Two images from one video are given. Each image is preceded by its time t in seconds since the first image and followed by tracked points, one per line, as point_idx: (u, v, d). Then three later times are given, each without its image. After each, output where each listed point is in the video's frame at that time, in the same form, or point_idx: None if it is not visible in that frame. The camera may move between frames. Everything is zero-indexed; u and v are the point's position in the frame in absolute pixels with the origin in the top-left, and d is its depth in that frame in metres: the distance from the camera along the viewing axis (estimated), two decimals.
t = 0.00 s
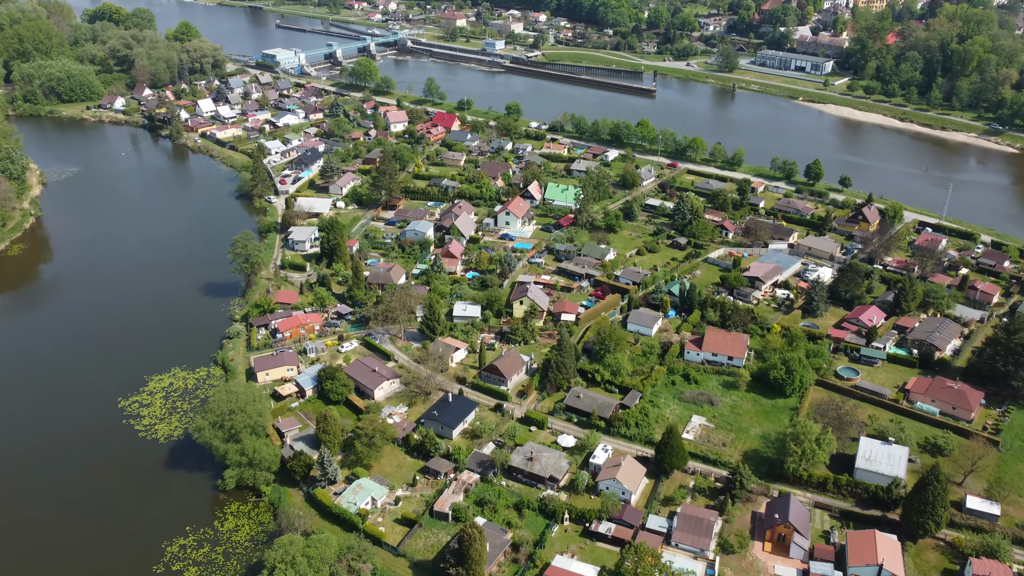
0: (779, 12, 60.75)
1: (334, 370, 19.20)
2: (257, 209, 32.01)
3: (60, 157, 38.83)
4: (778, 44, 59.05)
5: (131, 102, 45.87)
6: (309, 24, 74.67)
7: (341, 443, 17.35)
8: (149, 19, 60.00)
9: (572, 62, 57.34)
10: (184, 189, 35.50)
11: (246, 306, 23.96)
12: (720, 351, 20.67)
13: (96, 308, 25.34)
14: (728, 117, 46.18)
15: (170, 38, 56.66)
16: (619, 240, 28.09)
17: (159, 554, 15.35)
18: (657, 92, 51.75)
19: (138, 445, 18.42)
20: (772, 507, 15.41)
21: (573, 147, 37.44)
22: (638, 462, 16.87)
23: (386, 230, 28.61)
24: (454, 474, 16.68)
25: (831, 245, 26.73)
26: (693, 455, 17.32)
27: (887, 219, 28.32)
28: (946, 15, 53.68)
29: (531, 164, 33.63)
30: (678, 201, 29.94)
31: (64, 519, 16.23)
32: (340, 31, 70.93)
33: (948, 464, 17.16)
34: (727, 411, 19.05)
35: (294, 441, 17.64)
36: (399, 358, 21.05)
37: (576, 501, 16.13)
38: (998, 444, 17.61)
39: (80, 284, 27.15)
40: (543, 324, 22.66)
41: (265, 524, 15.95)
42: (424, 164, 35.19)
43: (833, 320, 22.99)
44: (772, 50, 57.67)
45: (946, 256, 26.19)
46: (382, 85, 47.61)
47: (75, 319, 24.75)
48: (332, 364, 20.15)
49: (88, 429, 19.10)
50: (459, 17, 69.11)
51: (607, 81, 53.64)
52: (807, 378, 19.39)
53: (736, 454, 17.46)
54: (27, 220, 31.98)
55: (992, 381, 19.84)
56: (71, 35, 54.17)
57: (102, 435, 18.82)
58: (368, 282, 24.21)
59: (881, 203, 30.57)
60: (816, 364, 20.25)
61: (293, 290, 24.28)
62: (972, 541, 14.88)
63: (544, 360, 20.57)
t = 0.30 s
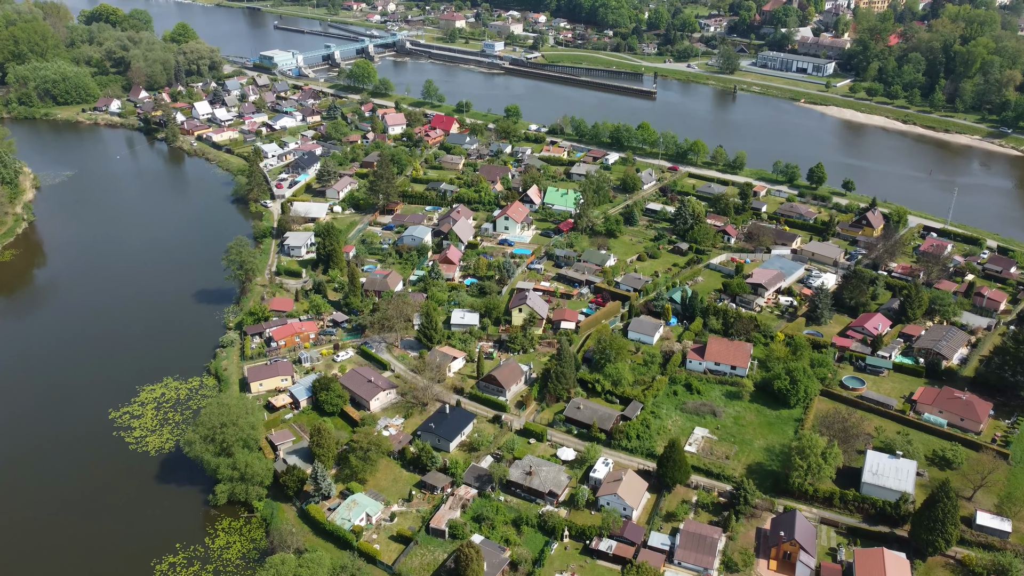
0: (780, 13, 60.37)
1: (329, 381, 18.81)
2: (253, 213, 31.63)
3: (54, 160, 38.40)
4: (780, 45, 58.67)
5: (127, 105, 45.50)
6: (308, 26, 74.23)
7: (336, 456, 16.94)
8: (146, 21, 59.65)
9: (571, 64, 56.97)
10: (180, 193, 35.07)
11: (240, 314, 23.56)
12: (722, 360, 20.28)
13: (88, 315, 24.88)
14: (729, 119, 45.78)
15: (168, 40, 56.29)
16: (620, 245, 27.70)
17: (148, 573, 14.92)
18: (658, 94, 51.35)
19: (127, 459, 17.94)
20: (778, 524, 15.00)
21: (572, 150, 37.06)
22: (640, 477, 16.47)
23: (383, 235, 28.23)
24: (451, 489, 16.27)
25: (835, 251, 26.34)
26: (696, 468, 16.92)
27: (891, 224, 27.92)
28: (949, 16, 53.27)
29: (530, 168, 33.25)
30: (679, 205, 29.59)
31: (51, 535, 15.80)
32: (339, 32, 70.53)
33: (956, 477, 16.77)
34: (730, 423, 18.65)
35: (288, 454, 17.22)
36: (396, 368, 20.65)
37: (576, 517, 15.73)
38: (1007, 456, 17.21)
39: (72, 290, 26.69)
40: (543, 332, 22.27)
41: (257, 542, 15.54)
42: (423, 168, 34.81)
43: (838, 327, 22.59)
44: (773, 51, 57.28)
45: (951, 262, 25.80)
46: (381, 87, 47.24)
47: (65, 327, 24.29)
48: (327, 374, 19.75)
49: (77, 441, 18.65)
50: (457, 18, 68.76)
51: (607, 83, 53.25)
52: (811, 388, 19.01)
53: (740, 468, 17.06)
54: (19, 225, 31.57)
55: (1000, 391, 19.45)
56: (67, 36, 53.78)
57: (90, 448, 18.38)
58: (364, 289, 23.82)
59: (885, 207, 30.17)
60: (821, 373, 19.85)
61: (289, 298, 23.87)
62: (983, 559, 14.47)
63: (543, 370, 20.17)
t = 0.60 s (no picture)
0: (781, 14, 59.93)
1: (323, 393, 18.39)
2: (249, 218, 31.23)
3: (49, 164, 37.97)
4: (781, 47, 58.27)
5: (123, 108, 45.09)
6: (306, 27, 73.82)
7: (330, 471, 16.53)
8: (143, 23, 59.28)
9: (571, 65, 56.60)
10: (175, 197, 34.65)
11: (234, 322, 23.14)
12: (725, 370, 19.88)
13: (80, 322, 24.43)
14: (730, 122, 45.39)
15: (164, 42, 55.88)
16: (620, 251, 27.31)
17: None
18: (658, 96, 50.95)
19: (115, 474, 17.45)
20: (783, 542, 14.57)
21: (572, 153, 36.66)
22: (641, 492, 16.05)
23: (380, 241, 27.84)
24: (448, 506, 15.85)
25: (839, 257, 25.94)
26: (699, 483, 16.51)
27: (896, 229, 27.53)
28: (952, 17, 52.88)
29: (529, 172, 32.87)
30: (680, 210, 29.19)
31: (37, 553, 15.34)
32: (337, 34, 70.11)
33: (966, 493, 16.35)
34: (733, 435, 18.24)
35: (280, 469, 16.80)
36: (393, 378, 20.24)
37: (576, 534, 15.31)
38: (1018, 470, 16.79)
39: (64, 296, 26.23)
40: (542, 341, 21.87)
41: (248, 560, 15.10)
42: (421, 172, 34.42)
43: (842, 336, 22.19)
44: (774, 53, 56.89)
45: (957, 268, 25.39)
46: (379, 90, 46.86)
47: (56, 334, 23.82)
48: (322, 385, 19.34)
49: (64, 455, 18.15)
50: (456, 20, 68.37)
51: (607, 85, 52.88)
52: (817, 400, 18.59)
53: (744, 483, 16.66)
54: (12, 229, 31.07)
55: (1009, 403, 19.03)
56: (64, 38, 53.37)
57: (79, 461, 17.93)
58: (361, 297, 23.42)
59: (889, 212, 29.78)
60: (826, 384, 19.44)
61: (283, 305, 23.47)
62: None
63: (542, 380, 19.76)
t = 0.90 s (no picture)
0: (783, 15, 59.50)
1: (317, 405, 17.96)
2: (244, 223, 30.82)
3: (42, 168, 37.52)
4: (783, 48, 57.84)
5: (118, 110, 44.68)
6: (305, 28, 73.38)
7: (323, 487, 16.10)
8: (140, 24, 58.88)
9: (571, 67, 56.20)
10: (170, 201, 34.21)
11: (228, 331, 22.72)
12: (728, 381, 19.46)
13: (71, 331, 23.98)
14: (731, 124, 44.98)
15: (161, 43, 55.46)
16: (621, 257, 26.90)
17: None
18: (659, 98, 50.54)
19: (103, 491, 17.02)
20: (790, 562, 14.13)
21: (572, 156, 36.24)
22: (643, 509, 15.62)
23: (377, 246, 27.42)
24: (445, 523, 15.42)
25: (843, 263, 25.53)
26: (702, 499, 16.09)
27: (900, 234, 27.10)
28: (955, 18, 52.45)
29: (528, 176, 32.47)
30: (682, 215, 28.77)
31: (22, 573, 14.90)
32: (336, 35, 69.67)
33: (976, 509, 15.93)
34: (737, 448, 17.82)
35: (273, 484, 16.37)
36: (388, 389, 19.81)
37: (576, 552, 14.88)
38: None
39: (55, 303, 25.78)
40: (541, 350, 21.44)
41: None
42: (418, 175, 34.01)
43: (847, 344, 21.76)
44: (776, 54, 56.47)
45: (963, 274, 24.96)
46: (377, 92, 46.46)
47: (45, 343, 23.37)
48: (316, 397, 18.92)
49: (51, 470, 17.73)
50: (455, 21, 67.96)
51: (607, 87, 52.49)
52: (822, 412, 18.17)
53: (748, 498, 16.23)
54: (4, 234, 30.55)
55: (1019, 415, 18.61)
56: (60, 40, 52.97)
57: (67, 477, 17.48)
58: (357, 305, 23.00)
59: (894, 217, 29.36)
60: (831, 396, 19.01)
61: (278, 313, 23.04)
62: None
63: (541, 392, 19.33)
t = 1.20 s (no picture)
0: (784, 16, 59.10)
1: (311, 418, 17.52)
2: (239, 228, 30.41)
3: (35, 171, 37.06)
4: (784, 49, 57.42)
5: (114, 113, 44.29)
6: (303, 29, 72.99)
7: (316, 504, 15.66)
8: (137, 26, 58.54)
9: (570, 69, 55.81)
10: (164, 206, 33.76)
11: (221, 340, 22.29)
12: (731, 393, 19.04)
13: (60, 339, 23.50)
14: (732, 126, 44.56)
15: (158, 45, 55.07)
16: (622, 263, 26.49)
17: None
18: (659, 100, 50.13)
19: (91, 508, 16.51)
20: None
21: (571, 160, 35.85)
22: (644, 526, 15.19)
23: (374, 253, 27.00)
24: (441, 541, 14.98)
25: (847, 269, 25.12)
26: (706, 516, 15.65)
27: (905, 240, 26.68)
28: (958, 19, 52.06)
29: (528, 181, 32.07)
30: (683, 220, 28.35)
31: None
32: (334, 36, 69.27)
33: (987, 526, 15.51)
34: (741, 463, 17.38)
35: (264, 501, 15.91)
36: (384, 401, 19.38)
37: (575, 573, 14.45)
38: None
39: (45, 310, 25.30)
40: (540, 360, 21.02)
41: None
42: (416, 179, 33.60)
43: (853, 354, 21.33)
44: (777, 56, 56.06)
45: (970, 281, 24.55)
46: (375, 94, 46.07)
47: (34, 351, 22.88)
48: (309, 410, 18.49)
49: (38, 486, 17.22)
50: (454, 23, 67.59)
51: (607, 89, 52.11)
52: (828, 425, 17.73)
53: (753, 515, 15.80)
54: None
55: None
56: (55, 42, 52.56)
57: (53, 492, 17.02)
58: (353, 313, 22.57)
59: (898, 222, 28.94)
60: (838, 408, 18.57)
61: (272, 322, 22.60)
62: None
63: (541, 403, 18.89)
